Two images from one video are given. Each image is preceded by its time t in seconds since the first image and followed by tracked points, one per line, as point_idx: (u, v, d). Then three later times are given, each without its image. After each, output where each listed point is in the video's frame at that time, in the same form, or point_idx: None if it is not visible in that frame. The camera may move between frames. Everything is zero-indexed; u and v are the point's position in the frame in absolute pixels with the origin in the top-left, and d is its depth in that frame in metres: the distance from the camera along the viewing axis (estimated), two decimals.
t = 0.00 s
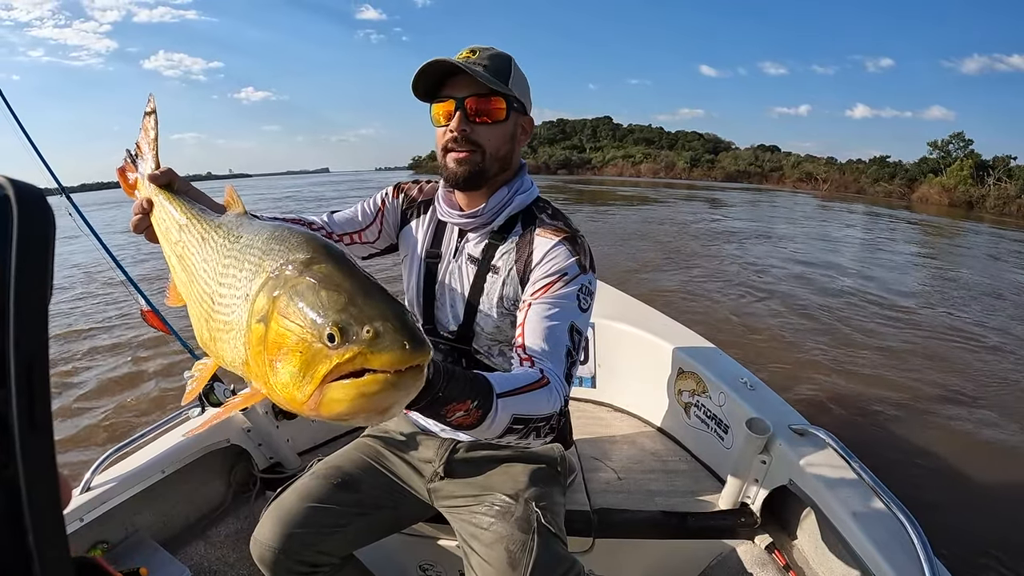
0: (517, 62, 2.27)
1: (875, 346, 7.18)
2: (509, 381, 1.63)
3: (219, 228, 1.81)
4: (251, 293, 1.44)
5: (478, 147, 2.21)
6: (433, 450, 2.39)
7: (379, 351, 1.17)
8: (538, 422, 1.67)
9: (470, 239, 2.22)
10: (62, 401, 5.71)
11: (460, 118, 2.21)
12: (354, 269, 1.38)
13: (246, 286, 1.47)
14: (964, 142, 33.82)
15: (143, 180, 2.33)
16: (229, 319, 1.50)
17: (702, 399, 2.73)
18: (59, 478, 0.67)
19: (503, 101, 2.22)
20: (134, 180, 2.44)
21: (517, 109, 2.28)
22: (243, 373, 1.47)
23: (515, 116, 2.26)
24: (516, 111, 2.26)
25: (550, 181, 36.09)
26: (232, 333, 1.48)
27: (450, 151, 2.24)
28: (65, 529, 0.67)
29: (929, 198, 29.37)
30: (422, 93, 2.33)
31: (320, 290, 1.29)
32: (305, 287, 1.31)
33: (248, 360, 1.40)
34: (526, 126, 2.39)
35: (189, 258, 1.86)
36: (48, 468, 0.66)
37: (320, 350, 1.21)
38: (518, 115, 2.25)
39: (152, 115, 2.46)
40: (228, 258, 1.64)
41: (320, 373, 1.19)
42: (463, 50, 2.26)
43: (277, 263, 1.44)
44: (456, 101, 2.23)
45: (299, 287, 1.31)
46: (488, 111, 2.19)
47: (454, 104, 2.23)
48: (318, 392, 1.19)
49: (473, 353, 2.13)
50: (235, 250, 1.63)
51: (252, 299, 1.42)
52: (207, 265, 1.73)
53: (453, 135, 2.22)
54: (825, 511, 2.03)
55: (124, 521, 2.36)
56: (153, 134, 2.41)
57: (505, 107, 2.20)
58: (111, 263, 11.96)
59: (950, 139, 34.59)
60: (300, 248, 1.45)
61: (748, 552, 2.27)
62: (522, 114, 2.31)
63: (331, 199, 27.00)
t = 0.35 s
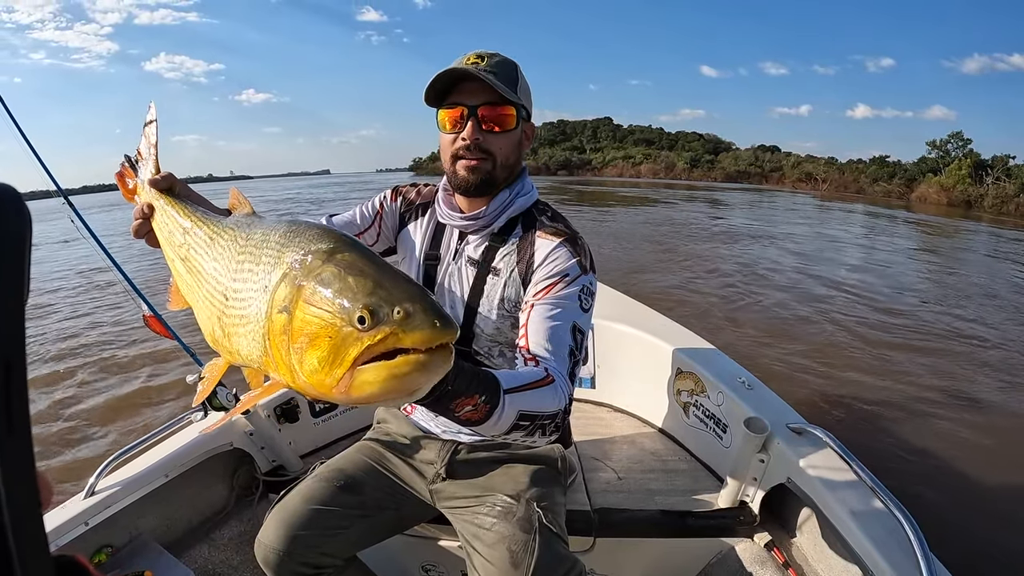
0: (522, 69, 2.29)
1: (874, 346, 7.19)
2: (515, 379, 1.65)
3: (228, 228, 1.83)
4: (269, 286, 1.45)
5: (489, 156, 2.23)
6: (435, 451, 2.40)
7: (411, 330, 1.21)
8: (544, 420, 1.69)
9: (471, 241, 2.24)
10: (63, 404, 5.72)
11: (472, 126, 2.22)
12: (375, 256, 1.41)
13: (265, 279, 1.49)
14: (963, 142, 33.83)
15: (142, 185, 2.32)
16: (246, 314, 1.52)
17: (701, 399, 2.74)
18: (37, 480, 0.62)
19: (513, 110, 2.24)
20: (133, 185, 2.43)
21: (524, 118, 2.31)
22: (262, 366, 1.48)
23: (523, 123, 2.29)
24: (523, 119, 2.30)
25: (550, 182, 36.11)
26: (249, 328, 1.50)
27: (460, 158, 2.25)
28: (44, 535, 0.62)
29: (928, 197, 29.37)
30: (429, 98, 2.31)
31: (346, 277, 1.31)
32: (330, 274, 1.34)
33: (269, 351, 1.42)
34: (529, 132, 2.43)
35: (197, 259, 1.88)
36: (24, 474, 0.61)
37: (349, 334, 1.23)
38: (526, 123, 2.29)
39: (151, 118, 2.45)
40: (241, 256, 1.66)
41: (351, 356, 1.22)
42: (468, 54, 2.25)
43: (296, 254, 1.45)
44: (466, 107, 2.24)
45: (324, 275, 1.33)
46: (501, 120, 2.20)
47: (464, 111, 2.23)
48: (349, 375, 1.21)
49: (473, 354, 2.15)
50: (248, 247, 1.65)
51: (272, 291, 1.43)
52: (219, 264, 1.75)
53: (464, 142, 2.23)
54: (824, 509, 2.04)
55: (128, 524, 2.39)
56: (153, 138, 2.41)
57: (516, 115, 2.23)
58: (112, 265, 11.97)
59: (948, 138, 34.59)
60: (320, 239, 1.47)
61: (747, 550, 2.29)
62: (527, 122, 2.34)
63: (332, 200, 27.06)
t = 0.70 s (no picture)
0: (521, 78, 2.32)
1: (873, 346, 7.21)
2: (518, 385, 1.68)
3: (233, 241, 1.86)
4: (278, 303, 1.49)
5: (491, 166, 2.26)
6: (438, 456, 2.43)
7: (422, 347, 1.24)
8: (546, 425, 1.72)
9: (471, 249, 2.27)
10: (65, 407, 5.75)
11: (474, 139, 2.25)
12: (383, 273, 1.44)
13: (273, 296, 1.52)
14: (962, 141, 33.84)
15: (145, 195, 2.35)
16: (255, 328, 1.55)
17: (700, 402, 2.76)
18: None
19: (513, 120, 2.26)
20: (137, 197, 2.45)
21: (524, 127, 2.33)
22: (272, 381, 1.51)
23: (523, 133, 2.32)
24: (523, 128, 2.33)
25: (551, 184, 36.17)
26: (259, 343, 1.53)
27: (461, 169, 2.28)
28: None
29: (927, 196, 29.39)
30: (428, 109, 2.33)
31: (356, 295, 1.35)
32: (339, 292, 1.37)
33: (279, 367, 1.45)
34: (529, 139, 2.45)
35: (202, 272, 1.91)
36: None
37: (360, 352, 1.26)
38: (526, 133, 2.32)
39: (155, 128, 2.46)
40: (249, 271, 1.69)
41: (362, 373, 1.25)
42: (468, 64, 2.27)
43: (304, 272, 1.49)
44: (467, 119, 2.26)
45: (333, 293, 1.37)
46: (502, 131, 2.23)
47: (465, 123, 2.26)
48: (360, 391, 1.25)
49: (474, 360, 2.18)
50: (256, 263, 1.68)
51: (282, 308, 1.46)
52: (225, 278, 1.78)
53: (466, 154, 2.25)
54: (822, 511, 2.07)
55: (134, 530, 2.42)
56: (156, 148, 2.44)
57: (516, 126, 2.26)
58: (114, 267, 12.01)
59: (948, 138, 34.62)
60: (327, 257, 1.50)
61: (747, 551, 2.31)
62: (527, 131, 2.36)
63: (332, 202, 27.09)
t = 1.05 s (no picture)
0: (509, 85, 2.31)
1: (870, 347, 7.23)
2: (508, 392, 1.70)
3: (225, 252, 1.88)
4: (269, 314, 1.50)
5: (478, 177, 2.26)
6: (431, 461, 2.44)
7: (408, 357, 1.26)
8: (536, 431, 1.73)
9: (463, 257, 2.29)
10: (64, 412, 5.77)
11: (461, 150, 2.26)
12: (372, 286, 1.46)
13: (264, 308, 1.54)
14: (960, 140, 33.87)
15: (138, 206, 2.36)
16: (247, 339, 1.57)
17: (693, 406, 2.77)
18: None
19: (500, 130, 2.26)
20: (130, 208, 2.47)
21: (513, 135, 2.33)
22: (264, 391, 1.52)
23: (512, 142, 2.32)
24: (512, 136, 2.32)
25: (550, 185, 36.20)
26: (251, 354, 1.55)
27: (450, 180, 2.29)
28: None
29: (926, 196, 29.42)
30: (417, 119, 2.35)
31: (344, 306, 1.36)
32: (328, 304, 1.38)
33: (271, 378, 1.46)
34: (521, 146, 2.45)
35: (195, 282, 1.93)
36: None
37: (348, 361, 1.28)
38: (515, 142, 2.31)
39: (147, 140, 2.47)
40: (240, 283, 1.71)
41: (350, 383, 1.27)
42: (456, 74, 2.28)
43: (294, 284, 1.50)
44: (454, 130, 2.28)
45: (322, 305, 1.38)
46: (489, 142, 2.24)
47: (452, 134, 2.27)
48: (348, 400, 1.26)
49: (467, 366, 2.19)
50: (247, 275, 1.70)
51: (272, 320, 1.48)
52: (218, 289, 1.80)
53: (454, 165, 2.26)
54: (812, 515, 2.08)
55: (132, 535, 2.43)
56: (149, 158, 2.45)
57: (504, 136, 2.26)
58: (113, 271, 12.04)
59: (946, 137, 34.62)
60: (317, 269, 1.52)
61: (739, 555, 2.31)
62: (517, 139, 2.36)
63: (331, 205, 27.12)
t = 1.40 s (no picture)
0: (506, 88, 2.32)
1: (871, 347, 7.23)
2: (507, 392, 1.71)
3: (227, 256, 1.90)
4: (271, 318, 1.52)
5: (474, 182, 2.28)
6: (431, 463, 2.45)
7: (405, 360, 1.27)
8: (535, 431, 1.74)
9: (462, 260, 2.30)
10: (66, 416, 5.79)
11: (457, 155, 2.28)
12: (371, 290, 1.47)
13: (266, 311, 1.55)
14: (961, 139, 33.85)
15: (140, 210, 2.37)
16: (249, 342, 1.58)
17: (692, 407, 2.78)
18: None
19: (496, 135, 2.27)
20: (132, 212, 2.48)
21: (509, 140, 2.33)
22: (266, 392, 1.54)
23: (508, 146, 2.33)
24: (508, 140, 2.33)
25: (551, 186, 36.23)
26: (254, 356, 1.56)
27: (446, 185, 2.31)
28: None
29: (926, 195, 29.41)
30: (414, 125, 2.37)
31: (343, 310, 1.38)
32: (328, 307, 1.40)
33: (273, 380, 1.48)
34: (518, 149, 2.45)
35: (197, 286, 1.94)
36: None
37: (348, 364, 1.29)
38: (511, 146, 2.32)
39: (148, 145, 2.49)
40: (242, 287, 1.72)
41: (350, 385, 1.28)
42: (452, 79, 2.30)
43: (295, 288, 1.52)
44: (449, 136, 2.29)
45: (321, 308, 1.40)
46: (484, 147, 2.25)
47: (448, 140, 2.29)
48: (348, 402, 1.27)
49: (467, 368, 2.20)
50: (249, 278, 1.71)
51: (274, 323, 1.49)
52: (220, 292, 1.81)
53: (450, 170, 2.28)
54: (810, 515, 2.09)
55: (134, 537, 2.44)
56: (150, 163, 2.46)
57: (500, 141, 2.27)
58: (117, 274, 12.09)
59: (947, 137, 34.58)
60: (317, 273, 1.53)
61: (739, 555, 2.32)
62: (514, 143, 2.36)
63: (332, 207, 27.16)
